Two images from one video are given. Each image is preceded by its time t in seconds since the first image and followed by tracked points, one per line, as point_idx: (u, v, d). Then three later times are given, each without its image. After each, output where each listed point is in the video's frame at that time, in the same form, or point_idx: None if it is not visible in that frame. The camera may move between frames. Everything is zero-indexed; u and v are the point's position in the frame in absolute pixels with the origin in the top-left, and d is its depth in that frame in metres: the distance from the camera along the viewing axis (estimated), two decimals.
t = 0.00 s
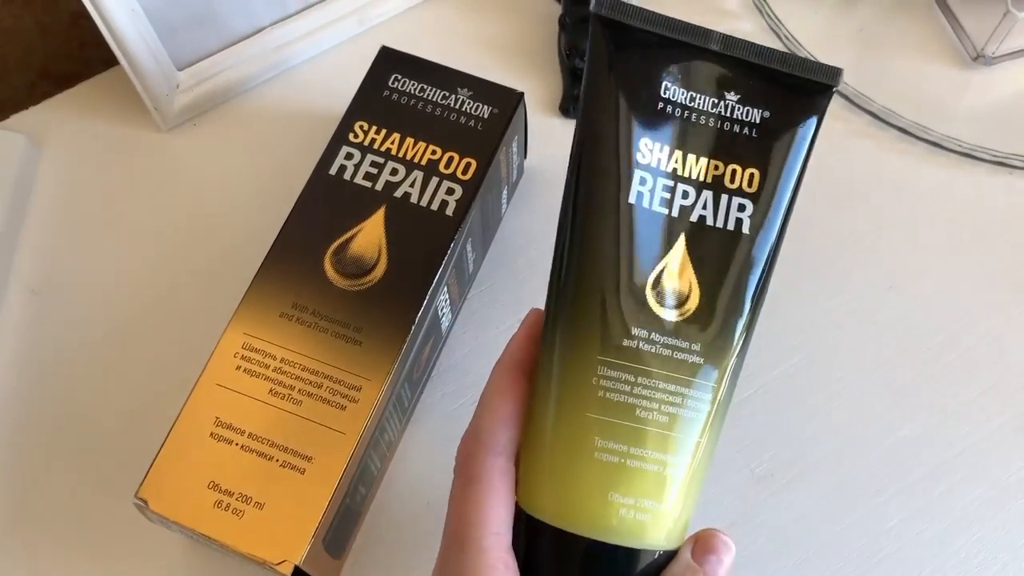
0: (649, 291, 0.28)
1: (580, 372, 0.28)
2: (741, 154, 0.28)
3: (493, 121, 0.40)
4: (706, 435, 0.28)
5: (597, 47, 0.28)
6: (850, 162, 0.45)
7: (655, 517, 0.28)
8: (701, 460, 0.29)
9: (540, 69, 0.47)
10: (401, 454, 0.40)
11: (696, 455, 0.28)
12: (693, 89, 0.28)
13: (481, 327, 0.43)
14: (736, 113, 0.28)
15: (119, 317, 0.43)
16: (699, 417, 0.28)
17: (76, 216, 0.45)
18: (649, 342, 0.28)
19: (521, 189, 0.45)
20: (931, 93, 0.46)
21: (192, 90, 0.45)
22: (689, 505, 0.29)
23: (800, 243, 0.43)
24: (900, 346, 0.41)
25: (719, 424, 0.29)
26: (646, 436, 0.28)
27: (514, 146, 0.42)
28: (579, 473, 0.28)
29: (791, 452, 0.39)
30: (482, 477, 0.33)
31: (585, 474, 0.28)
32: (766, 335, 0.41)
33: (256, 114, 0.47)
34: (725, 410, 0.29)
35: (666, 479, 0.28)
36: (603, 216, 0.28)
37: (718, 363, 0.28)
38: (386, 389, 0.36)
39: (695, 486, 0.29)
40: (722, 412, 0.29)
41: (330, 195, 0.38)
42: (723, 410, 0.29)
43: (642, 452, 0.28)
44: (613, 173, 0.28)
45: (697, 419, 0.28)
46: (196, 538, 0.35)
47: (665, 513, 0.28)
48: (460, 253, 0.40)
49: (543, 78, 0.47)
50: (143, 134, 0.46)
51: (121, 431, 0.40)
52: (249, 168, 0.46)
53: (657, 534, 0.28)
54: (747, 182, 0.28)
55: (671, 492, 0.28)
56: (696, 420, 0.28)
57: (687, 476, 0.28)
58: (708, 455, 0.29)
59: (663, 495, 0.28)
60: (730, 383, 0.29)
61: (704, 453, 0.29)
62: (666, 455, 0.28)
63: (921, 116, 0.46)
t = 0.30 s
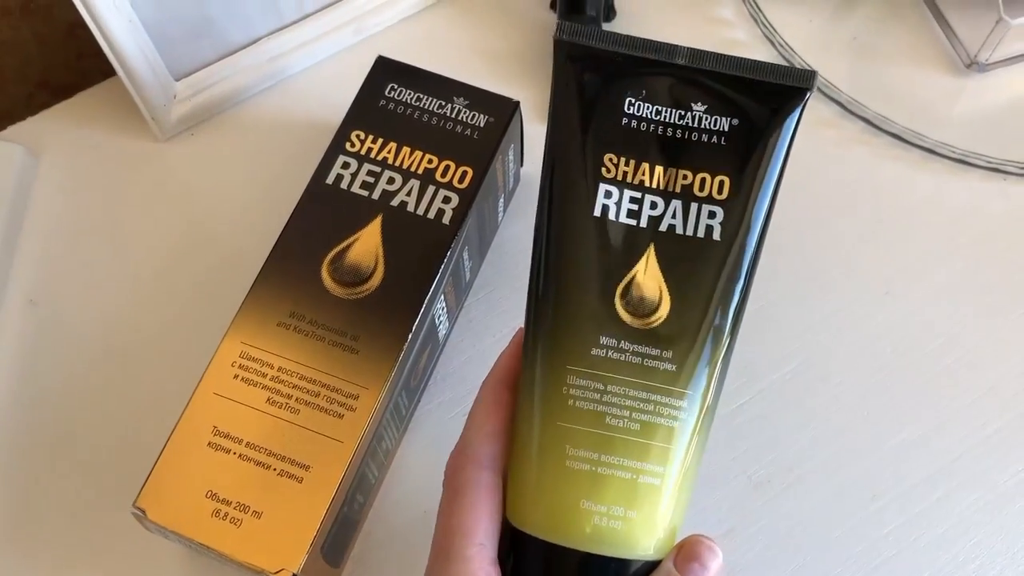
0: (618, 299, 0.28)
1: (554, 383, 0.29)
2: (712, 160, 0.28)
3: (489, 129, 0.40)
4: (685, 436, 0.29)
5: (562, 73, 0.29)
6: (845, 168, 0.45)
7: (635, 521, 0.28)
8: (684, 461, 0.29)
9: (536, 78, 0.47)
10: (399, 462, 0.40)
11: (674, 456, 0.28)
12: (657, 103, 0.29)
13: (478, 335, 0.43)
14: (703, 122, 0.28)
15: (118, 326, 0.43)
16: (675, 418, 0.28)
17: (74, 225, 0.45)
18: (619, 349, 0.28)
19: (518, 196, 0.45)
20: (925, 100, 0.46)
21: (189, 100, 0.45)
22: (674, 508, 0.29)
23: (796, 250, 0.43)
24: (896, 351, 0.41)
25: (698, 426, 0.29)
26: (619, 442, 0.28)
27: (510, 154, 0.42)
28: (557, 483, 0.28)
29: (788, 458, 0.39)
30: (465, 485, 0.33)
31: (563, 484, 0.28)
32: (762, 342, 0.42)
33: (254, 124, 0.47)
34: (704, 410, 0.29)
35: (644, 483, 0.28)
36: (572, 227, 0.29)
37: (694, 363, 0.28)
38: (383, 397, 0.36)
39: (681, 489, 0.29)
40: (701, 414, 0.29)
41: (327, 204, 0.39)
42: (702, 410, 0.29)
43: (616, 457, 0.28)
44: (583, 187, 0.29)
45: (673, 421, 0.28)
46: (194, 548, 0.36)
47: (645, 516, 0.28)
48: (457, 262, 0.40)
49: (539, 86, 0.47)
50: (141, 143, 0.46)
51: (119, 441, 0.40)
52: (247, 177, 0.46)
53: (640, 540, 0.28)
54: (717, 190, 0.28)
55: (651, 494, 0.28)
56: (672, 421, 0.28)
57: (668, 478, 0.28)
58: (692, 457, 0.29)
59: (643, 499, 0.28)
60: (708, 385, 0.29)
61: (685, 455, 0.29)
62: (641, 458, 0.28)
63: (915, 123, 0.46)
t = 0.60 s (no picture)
0: (596, 276, 0.27)
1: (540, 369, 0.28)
2: (692, 142, 0.27)
3: (488, 135, 0.40)
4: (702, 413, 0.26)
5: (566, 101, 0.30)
6: (843, 172, 0.45)
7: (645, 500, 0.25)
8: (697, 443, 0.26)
9: (535, 83, 0.48)
10: (399, 468, 0.40)
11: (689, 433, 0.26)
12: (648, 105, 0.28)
13: (478, 340, 0.43)
14: (687, 111, 0.27)
15: (118, 333, 0.43)
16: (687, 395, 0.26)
17: (75, 232, 0.45)
18: (592, 322, 0.27)
19: (517, 202, 0.45)
20: (923, 104, 0.46)
21: (189, 106, 0.45)
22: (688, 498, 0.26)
23: (795, 253, 0.44)
24: (896, 354, 0.41)
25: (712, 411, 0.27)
26: (630, 415, 0.26)
27: (510, 159, 0.42)
28: (561, 469, 0.26)
29: (789, 461, 0.39)
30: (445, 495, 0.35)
31: (566, 467, 0.26)
32: (762, 345, 0.42)
33: (253, 130, 0.47)
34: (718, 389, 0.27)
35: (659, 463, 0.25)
36: (566, 227, 0.28)
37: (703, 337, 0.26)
38: (384, 402, 0.36)
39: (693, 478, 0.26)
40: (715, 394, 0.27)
41: (327, 210, 0.39)
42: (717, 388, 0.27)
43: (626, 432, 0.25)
44: (575, 188, 0.28)
45: (690, 390, 0.26)
46: (195, 554, 0.35)
47: (612, 483, 0.25)
48: (457, 267, 0.40)
49: (538, 91, 0.47)
50: (141, 150, 0.46)
51: (120, 447, 0.40)
52: (247, 183, 0.46)
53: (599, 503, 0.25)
54: (694, 164, 0.27)
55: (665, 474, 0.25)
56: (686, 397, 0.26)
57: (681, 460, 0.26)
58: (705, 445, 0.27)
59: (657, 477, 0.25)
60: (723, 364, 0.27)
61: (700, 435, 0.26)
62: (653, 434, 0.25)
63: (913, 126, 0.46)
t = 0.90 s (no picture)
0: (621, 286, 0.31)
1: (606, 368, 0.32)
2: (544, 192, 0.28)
3: (486, 142, 0.40)
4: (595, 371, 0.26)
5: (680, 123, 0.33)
6: (841, 178, 0.45)
7: (558, 476, 0.26)
8: (598, 403, 0.26)
9: (533, 90, 0.48)
10: (399, 475, 0.40)
11: (584, 395, 0.26)
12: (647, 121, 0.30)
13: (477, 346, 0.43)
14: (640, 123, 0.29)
15: (118, 341, 0.43)
16: (556, 360, 0.26)
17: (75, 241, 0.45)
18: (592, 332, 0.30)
19: (515, 208, 0.46)
20: (919, 110, 0.47)
21: (188, 115, 0.45)
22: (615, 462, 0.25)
23: (793, 259, 0.44)
24: (894, 360, 0.41)
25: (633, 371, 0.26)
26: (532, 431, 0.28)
27: (508, 167, 0.42)
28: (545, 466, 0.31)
29: (787, 467, 0.40)
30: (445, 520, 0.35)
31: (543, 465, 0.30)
32: (760, 351, 0.42)
33: (252, 138, 0.47)
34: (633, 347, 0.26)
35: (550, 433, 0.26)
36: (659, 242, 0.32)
37: (556, 303, 0.27)
38: (383, 409, 0.36)
39: (619, 442, 0.26)
40: (618, 349, 0.26)
41: (326, 218, 0.39)
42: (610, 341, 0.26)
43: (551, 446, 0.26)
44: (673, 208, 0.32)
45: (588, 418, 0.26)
46: (195, 562, 0.36)
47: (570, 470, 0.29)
48: (455, 274, 0.40)
49: (536, 99, 0.48)
50: (141, 158, 0.47)
51: (120, 455, 0.40)
52: (247, 191, 0.46)
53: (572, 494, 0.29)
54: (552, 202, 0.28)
55: (565, 445, 0.26)
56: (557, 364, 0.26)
57: (585, 421, 0.26)
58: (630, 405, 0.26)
59: (559, 452, 0.26)
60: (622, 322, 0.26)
61: (600, 394, 0.26)
62: (535, 408, 0.27)
63: (909, 133, 0.46)
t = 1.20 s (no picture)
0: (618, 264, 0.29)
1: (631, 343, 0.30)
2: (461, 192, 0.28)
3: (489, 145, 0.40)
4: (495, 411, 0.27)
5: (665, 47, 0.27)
6: (844, 180, 0.45)
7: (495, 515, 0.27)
8: (501, 443, 0.27)
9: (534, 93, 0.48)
10: (402, 479, 0.40)
11: (489, 433, 0.27)
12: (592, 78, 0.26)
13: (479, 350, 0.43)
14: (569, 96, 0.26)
15: (118, 346, 0.43)
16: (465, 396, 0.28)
17: (74, 245, 0.45)
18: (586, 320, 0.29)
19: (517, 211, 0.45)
20: (921, 112, 0.47)
21: (189, 119, 0.45)
22: (512, 502, 0.27)
23: (796, 262, 0.44)
24: (898, 363, 0.41)
25: (533, 406, 0.27)
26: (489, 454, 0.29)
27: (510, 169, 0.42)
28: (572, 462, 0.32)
29: (792, 471, 0.39)
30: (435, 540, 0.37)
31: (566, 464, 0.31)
32: (764, 354, 0.42)
33: (253, 142, 0.47)
34: (534, 382, 0.27)
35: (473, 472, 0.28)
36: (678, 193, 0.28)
37: (459, 336, 0.28)
38: (386, 414, 0.36)
39: (519, 482, 0.27)
40: (514, 386, 0.27)
41: (327, 221, 0.39)
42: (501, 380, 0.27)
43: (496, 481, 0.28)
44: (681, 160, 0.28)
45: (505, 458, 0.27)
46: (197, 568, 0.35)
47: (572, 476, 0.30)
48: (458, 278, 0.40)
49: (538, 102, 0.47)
50: (141, 162, 0.46)
51: (121, 460, 0.40)
52: (247, 195, 0.46)
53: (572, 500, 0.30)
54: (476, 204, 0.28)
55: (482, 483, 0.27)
56: (471, 402, 0.28)
57: (494, 461, 0.27)
58: (523, 444, 0.27)
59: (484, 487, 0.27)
60: (514, 359, 0.27)
61: (500, 432, 0.27)
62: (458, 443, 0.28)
63: (911, 134, 0.46)
